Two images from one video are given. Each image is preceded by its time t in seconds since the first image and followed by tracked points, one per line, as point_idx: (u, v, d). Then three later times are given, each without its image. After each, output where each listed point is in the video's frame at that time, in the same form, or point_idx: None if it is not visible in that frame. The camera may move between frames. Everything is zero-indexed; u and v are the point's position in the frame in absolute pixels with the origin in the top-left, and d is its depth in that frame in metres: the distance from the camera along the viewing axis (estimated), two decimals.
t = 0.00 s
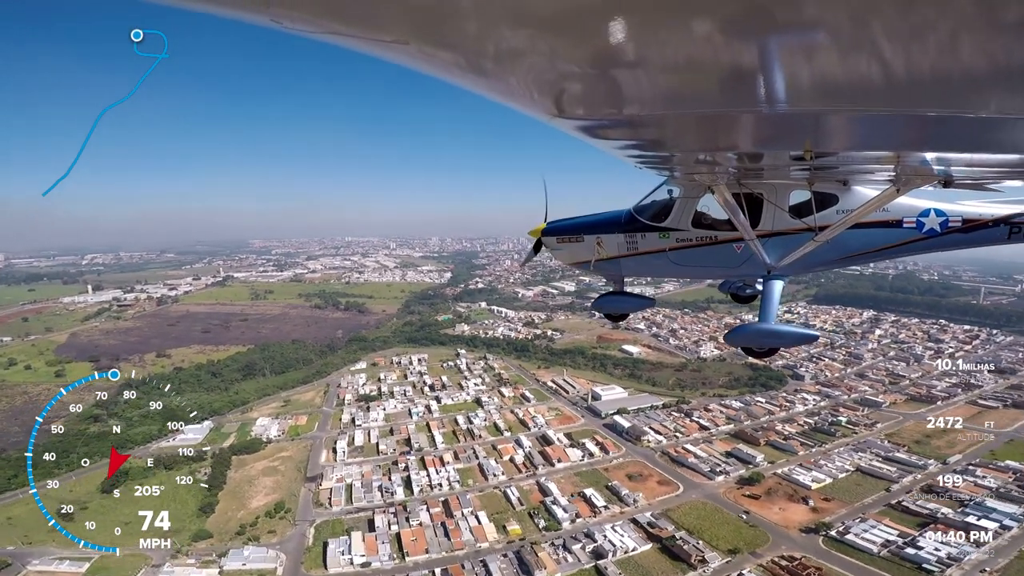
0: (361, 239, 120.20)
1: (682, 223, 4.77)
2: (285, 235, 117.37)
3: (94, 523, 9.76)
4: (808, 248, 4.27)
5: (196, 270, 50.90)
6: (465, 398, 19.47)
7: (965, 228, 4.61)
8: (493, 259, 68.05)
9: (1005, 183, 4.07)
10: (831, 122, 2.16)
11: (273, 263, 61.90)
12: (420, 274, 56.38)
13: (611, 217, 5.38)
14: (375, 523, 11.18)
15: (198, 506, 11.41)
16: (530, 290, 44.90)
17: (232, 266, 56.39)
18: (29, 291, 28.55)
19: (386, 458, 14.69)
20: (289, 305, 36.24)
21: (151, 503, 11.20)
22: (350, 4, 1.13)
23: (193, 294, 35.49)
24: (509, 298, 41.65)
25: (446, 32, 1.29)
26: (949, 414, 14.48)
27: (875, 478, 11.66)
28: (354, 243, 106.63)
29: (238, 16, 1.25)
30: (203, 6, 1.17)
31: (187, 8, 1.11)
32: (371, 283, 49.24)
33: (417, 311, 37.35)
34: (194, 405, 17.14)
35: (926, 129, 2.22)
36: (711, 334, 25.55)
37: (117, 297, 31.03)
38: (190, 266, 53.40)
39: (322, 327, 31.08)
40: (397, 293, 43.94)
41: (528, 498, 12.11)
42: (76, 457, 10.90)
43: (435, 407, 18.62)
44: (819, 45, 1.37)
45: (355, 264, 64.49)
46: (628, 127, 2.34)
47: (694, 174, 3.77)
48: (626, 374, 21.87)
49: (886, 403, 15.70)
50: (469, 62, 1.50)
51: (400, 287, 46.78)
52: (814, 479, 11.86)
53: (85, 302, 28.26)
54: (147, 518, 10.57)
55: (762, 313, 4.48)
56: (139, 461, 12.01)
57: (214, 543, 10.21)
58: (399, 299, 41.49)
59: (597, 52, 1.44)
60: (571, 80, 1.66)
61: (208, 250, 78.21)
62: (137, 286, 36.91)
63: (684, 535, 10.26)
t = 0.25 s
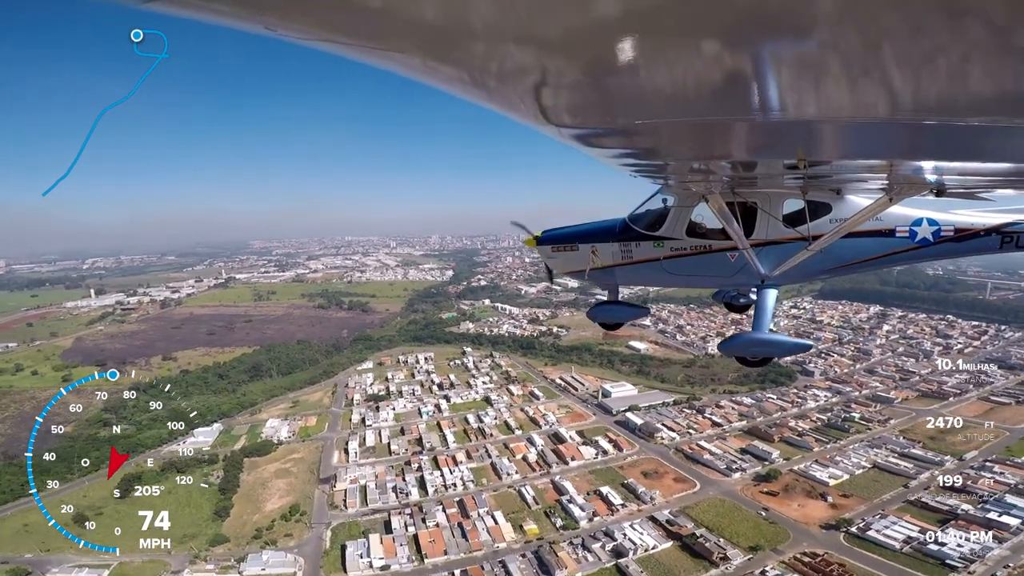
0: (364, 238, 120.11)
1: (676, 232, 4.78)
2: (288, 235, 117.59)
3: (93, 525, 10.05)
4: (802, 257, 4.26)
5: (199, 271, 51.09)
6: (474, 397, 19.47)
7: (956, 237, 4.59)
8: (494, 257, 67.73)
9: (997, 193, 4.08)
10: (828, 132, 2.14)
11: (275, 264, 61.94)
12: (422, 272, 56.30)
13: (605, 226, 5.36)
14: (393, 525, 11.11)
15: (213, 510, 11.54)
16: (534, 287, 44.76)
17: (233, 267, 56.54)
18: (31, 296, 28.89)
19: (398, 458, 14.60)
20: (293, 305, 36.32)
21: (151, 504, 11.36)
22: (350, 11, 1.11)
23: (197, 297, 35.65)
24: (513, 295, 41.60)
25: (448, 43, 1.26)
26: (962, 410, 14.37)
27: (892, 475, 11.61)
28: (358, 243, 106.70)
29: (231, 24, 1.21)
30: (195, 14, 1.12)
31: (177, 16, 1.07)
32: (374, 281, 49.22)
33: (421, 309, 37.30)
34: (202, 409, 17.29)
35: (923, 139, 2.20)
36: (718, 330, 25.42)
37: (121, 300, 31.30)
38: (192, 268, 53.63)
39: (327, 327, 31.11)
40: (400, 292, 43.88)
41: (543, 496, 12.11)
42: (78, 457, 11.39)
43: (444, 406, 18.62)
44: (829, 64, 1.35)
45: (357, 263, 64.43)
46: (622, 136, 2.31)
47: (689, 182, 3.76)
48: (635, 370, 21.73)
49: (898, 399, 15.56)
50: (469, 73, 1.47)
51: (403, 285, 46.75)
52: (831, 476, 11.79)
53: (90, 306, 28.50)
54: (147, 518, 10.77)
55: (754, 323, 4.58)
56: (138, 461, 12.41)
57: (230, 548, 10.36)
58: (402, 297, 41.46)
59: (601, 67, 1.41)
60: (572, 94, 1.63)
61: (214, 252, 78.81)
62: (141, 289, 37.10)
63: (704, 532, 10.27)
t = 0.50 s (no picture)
0: (369, 232, 119.86)
1: (669, 236, 4.80)
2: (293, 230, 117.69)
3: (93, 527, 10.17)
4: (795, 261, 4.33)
5: (203, 269, 51.20)
6: (484, 391, 19.48)
7: (948, 241, 4.78)
8: (500, 250, 67.21)
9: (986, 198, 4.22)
10: (817, 137, 2.21)
11: (278, 260, 61.92)
12: (426, 266, 56.07)
13: (599, 230, 5.38)
14: (410, 523, 11.05)
15: (229, 509, 11.58)
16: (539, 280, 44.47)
17: (236, 264, 56.59)
18: (36, 297, 29.23)
19: (412, 454, 14.59)
20: (298, 301, 36.35)
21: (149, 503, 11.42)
22: (336, 16, 1.21)
23: (202, 294, 35.78)
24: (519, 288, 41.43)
25: (431, 48, 1.36)
26: (979, 403, 14.16)
27: (912, 468, 11.55)
28: (363, 238, 106.55)
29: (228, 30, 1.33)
30: (190, 19, 1.24)
31: (173, 17, 1.18)
32: (378, 276, 49.09)
33: (426, 303, 37.24)
34: (212, 407, 17.43)
35: (903, 145, 2.29)
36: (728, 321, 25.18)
37: (126, 298, 31.59)
38: (195, 266, 53.86)
39: (332, 322, 31.12)
40: (404, 286, 43.78)
41: (559, 492, 12.07)
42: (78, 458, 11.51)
43: (455, 401, 18.62)
44: (834, 70, 1.47)
45: (361, 257, 64.34)
46: (617, 139, 2.31)
47: (682, 186, 3.76)
48: (644, 363, 21.55)
49: (913, 391, 15.37)
50: (454, 77, 1.59)
51: (407, 280, 46.66)
52: (851, 470, 11.74)
53: (96, 306, 28.76)
54: (147, 517, 10.83)
55: (747, 328, 4.51)
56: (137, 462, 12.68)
57: (249, 547, 10.35)
58: (406, 292, 41.36)
59: (608, 71, 1.51)
60: (574, 97, 1.71)
61: (221, 249, 79.34)
62: (145, 288, 37.24)
63: (726, 527, 10.23)
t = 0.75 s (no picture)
0: (376, 224, 119.97)
1: (663, 235, 4.92)
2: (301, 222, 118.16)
3: (94, 526, 10.22)
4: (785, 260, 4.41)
5: (210, 261, 51.57)
6: (496, 384, 19.53)
7: (939, 240, 4.89)
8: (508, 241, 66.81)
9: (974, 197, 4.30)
10: (809, 137, 2.20)
11: (285, 252, 62.15)
12: (432, 257, 55.92)
13: (594, 229, 5.51)
14: (427, 517, 11.08)
15: (245, 504, 11.78)
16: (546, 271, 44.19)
17: (243, 257, 56.95)
18: (47, 290, 29.76)
19: (426, 447, 14.67)
20: (305, 293, 36.53)
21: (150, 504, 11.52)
22: (341, 19, 1.17)
23: (210, 286, 36.09)
24: (527, 279, 41.31)
25: (430, 48, 1.31)
26: (999, 396, 13.66)
27: (933, 461, 11.45)
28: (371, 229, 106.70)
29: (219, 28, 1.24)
30: (187, 18, 1.17)
31: (164, 18, 1.11)
32: (385, 267, 49.06)
33: (433, 294, 37.29)
34: (224, 400, 17.66)
35: (893, 147, 2.28)
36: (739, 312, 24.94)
37: (135, 291, 32.09)
38: (202, 258, 54.30)
39: (341, 313, 31.26)
40: (410, 277, 43.85)
41: (577, 485, 12.13)
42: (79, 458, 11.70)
43: (467, 394, 18.66)
44: (847, 76, 1.49)
45: (367, 249, 64.49)
46: (611, 138, 2.25)
47: (676, 185, 3.74)
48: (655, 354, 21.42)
49: (930, 384, 15.15)
50: (454, 76, 1.52)
51: (413, 271, 46.68)
52: (873, 463, 11.64)
53: (106, 298, 29.24)
54: (147, 518, 10.86)
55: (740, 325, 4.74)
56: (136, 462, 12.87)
57: (265, 544, 10.45)
58: (413, 283, 41.36)
59: (615, 72, 1.49)
60: (576, 100, 1.69)
61: (232, 242, 80.13)
62: (154, 279, 37.62)
63: (749, 521, 10.29)
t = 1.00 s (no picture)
0: (384, 218, 120.15)
1: (657, 231, 4.89)
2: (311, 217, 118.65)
3: (94, 526, 10.25)
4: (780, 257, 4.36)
5: (219, 255, 51.87)
6: (509, 377, 19.45)
7: (933, 236, 4.81)
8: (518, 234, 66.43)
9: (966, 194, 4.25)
10: (807, 134, 2.16)
11: (292, 246, 62.32)
12: (439, 251, 55.77)
13: (588, 226, 5.49)
14: (444, 515, 10.75)
15: (260, 501, 11.66)
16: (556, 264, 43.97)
17: (251, 250, 57.23)
18: (58, 284, 30.27)
19: (441, 442, 14.44)
20: (314, 286, 36.66)
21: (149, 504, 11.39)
22: (349, 18, 1.13)
23: (219, 279, 36.36)
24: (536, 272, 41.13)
25: (431, 47, 1.28)
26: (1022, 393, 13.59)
27: (958, 459, 11.29)
28: (380, 222, 106.74)
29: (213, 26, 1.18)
30: (186, 16, 1.11)
31: (160, 15, 1.06)
32: (393, 261, 49.02)
33: (442, 287, 37.26)
34: (237, 394, 17.82)
35: (889, 145, 2.26)
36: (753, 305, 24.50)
37: (145, 285, 32.56)
38: (210, 252, 54.63)
39: (351, 307, 31.33)
40: (418, 271, 43.81)
41: (596, 481, 11.86)
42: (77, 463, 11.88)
43: (481, 388, 18.57)
44: (866, 78, 1.48)
45: (374, 243, 64.62)
46: (607, 135, 2.20)
47: (671, 181, 3.70)
48: (668, 348, 21.15)
49: (951, 380, 14.92)
50: (456, 74, 1.47)
51: (421, 264, 46.63)
52: (898, 460, 11.43)
53: (117, 293, 29.71)
54: (148, 518, 10.68)
55: (735, 321, 4.71)
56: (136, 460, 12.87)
57: (282, 542, 10.25)
58: (422, 276, 41.33)
59: (620, 72, 1.47)
60: (579, 99, 1.66)
61: (243, 236, 80.68)
62: (164, 273, 37.95)
63: (773, 518, 10.08)
